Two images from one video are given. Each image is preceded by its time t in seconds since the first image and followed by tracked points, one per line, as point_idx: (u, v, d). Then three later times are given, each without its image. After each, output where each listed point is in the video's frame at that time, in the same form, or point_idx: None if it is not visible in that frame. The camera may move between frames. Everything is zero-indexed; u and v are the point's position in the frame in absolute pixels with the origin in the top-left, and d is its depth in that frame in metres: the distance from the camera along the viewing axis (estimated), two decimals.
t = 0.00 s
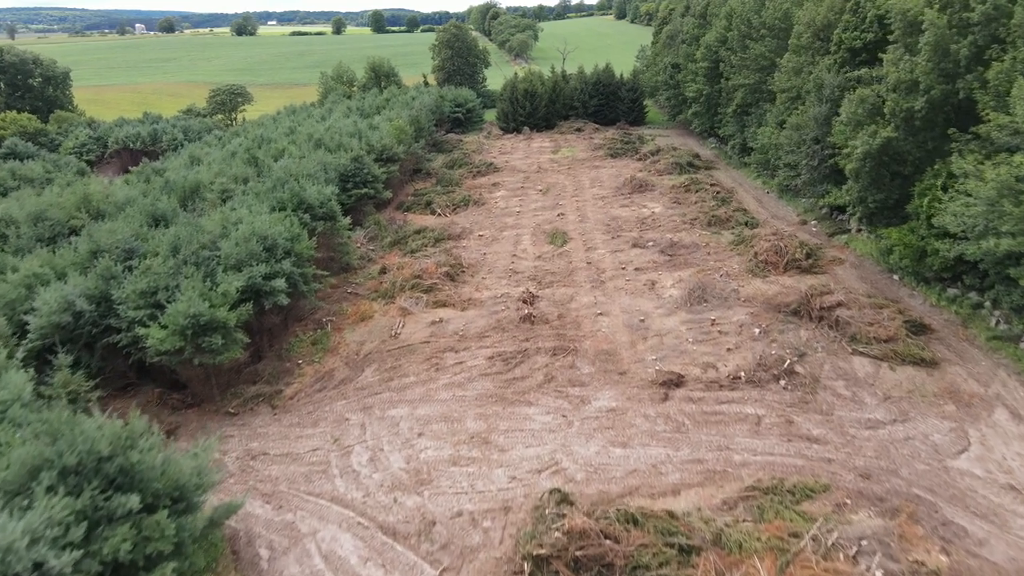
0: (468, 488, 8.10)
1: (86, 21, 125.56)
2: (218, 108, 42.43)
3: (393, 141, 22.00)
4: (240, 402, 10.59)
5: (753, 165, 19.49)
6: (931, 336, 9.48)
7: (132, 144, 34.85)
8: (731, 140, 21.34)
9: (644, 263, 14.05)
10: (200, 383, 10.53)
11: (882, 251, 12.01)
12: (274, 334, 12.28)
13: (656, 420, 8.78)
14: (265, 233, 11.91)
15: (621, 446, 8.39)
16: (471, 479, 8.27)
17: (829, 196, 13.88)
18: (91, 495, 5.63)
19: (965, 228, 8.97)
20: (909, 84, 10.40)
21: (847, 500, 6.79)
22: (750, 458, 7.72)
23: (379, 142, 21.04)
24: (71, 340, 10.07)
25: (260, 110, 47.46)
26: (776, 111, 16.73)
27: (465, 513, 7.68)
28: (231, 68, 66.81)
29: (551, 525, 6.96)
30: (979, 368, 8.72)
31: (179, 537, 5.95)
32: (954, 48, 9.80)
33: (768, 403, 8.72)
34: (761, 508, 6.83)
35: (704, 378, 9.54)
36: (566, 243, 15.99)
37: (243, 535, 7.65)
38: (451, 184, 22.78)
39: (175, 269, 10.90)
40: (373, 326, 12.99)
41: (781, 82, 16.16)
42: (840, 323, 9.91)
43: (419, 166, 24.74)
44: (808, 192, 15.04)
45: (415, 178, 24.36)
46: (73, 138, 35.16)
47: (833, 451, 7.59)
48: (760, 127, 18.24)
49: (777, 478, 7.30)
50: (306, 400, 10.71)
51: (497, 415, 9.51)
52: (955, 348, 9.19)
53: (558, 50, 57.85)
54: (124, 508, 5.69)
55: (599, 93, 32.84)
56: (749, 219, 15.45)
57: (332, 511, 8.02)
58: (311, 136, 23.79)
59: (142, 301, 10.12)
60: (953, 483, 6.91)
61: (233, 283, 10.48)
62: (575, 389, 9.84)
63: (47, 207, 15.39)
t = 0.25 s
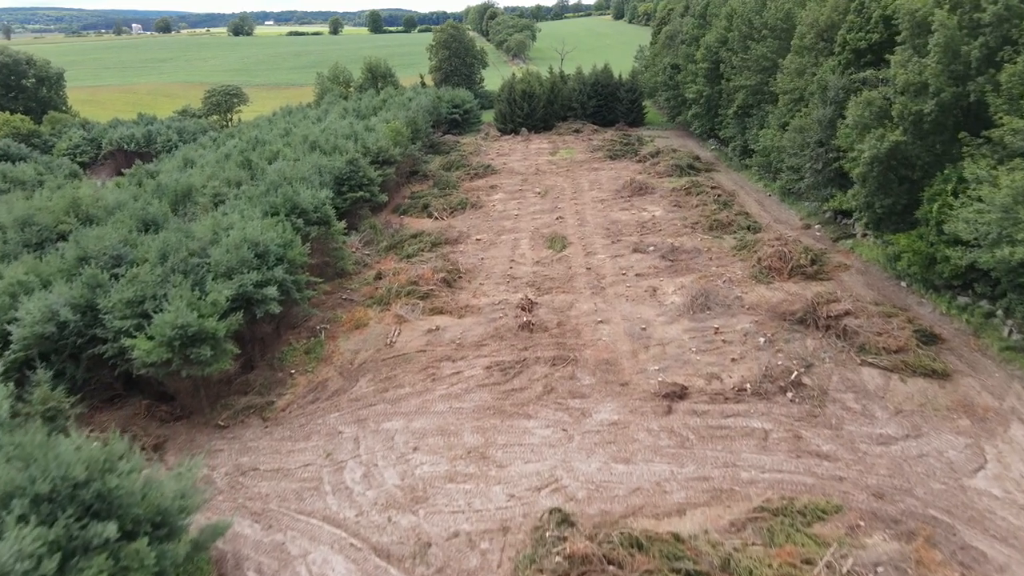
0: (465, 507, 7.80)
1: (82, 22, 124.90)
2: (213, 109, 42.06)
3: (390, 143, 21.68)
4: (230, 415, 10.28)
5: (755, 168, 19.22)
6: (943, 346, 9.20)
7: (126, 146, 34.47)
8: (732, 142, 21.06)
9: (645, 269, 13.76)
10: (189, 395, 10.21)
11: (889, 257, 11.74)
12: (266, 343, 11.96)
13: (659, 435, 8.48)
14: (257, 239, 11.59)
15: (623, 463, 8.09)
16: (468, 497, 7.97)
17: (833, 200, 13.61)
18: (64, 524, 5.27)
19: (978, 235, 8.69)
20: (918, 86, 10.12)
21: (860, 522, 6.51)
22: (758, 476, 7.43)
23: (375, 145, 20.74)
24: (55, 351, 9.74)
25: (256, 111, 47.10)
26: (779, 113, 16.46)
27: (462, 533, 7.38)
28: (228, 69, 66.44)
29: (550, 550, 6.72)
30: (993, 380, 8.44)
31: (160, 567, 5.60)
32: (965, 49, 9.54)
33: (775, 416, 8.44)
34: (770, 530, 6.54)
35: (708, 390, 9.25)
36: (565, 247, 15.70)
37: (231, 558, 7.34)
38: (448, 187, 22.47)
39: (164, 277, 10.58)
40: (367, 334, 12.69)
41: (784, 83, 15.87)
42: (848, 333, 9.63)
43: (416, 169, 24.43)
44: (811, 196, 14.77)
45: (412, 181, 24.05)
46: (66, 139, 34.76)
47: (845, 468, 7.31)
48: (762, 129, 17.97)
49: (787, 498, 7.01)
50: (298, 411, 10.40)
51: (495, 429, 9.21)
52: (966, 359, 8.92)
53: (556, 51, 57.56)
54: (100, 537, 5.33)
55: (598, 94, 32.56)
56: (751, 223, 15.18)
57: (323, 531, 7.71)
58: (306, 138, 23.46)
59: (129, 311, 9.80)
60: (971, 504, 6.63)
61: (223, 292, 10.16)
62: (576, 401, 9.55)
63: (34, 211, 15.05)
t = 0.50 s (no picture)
0: (461, 530, 7.45)
1: (77, 21, 124.14)
2: (207, 110, 41.62)
3: (384, 146, 21.30)
4: (217, 430, 9.91)
5: (756, 170, 18.92)
6: (956, 358, 8.90)
7: (118, 147, 34.02)
8: (733, 144, 20.76)
9: (646, 275, 13.43)
10: (174, 409, 9.83)
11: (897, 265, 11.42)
12: (256, 353, 11.59)
13: (663, 452, 8.15)
14: (246, 246, 11.22)
15: (626, 482, 7.75)
16: (464, 519, 7.62)
17: (838, 205, 13.29)
18: (29, 561, 4.87)
19: (993, 244, 8.38)
20: (928, 89, 9.82)
21: (877, 549, 6.19)
22: (767, 498, 7.10)
23: (370, 147, 20.38)
24: (34, 364, 9.36)
25: (251, 112, 46.66)
26: (781, 115, 16.17)
27: (458, 559, 7.04)
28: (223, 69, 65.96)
29: None
30: (1009, 395, 8.14)
31: None
32: (977, 50, 9.24)
33: (783, 433, 8.11)
34: (782, 559, 6.22)
35: (713, 404, 8.90)
36: (563, 253, 15.36)
37: None
38: (444, 190, 22.10)
39: (148, 287, 10.20)
40: (361, 344, 12.32)
41: (785, 85, 15.65)
42: (857, 344, 9.32)
43: (411, 171, 24.07)
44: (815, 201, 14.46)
45: (407, 183, 23.69)
46: (58, 141, 34.30)
47: (858, 490, 6.98)
48: (764, 131, 17.67)
49: (799, 522, 6.68)
50: (289, 426, 10.03)
51: (493, 445, 8.87)
52: (981, 372, 8.61)
53: (553, 51, 57.25)
54: None
55: (596, 95, 32.24)
56: (753, 228, 14.87)
57: (312, 557, 7.36)
58: (299, 141, 23.08)
59: (111, 322, 9.43)
60: (992, 529, 6.32)
61: (210, 303, 9.80)
62: (576, 416, 9.21)
63: (18, 217, 14.64)
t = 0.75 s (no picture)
0: (457, 552, 7.15)
1: (72, 21, 123.46)
2: (201, 111, 41.21)
3: (380, 148, 20.98)
4: (206, 444, 9.57)
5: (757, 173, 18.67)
6: (967, 370, 8.64)
7: (111, 148, 33.61)
8: (733, 146, 20.50)
9: (646, 281, 13.14)
10: (161, 423, 9.49)
11: (904, 271, 11.16)
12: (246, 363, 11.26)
13: (667, 469, 7.85)
14: (235, 254, 10.89)
15: (629, 501, 7.46)
16: (460, 540, 7.31)
17: (842, 209, 13.03)
18: None
19: (1007, 253, 8.11)
20: (938, 92, 9.55)
21: None
22: (777, 519, 6.81)
23: (365, 149, 20.06)
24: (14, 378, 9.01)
25: (245, 112, 46.26)
26: (782, 117, 15.91)
27: None
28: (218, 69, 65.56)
29: None
30: None
31: None
32: (989, 52, 8.98)
33: (791, 448, 7.82)
34: None
35: (718, 417, 8.61)
36: (561, 258, 15.06)
37: None
38: (440, 192, 21.79)
39: (134, 296, 9.86)
40: (354, 353, 12.01)
41: (787, 86, 15.45)
42: (866, 355, 9.05)
43: (407, 173, 23.76)
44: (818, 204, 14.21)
45: (403, 186, 23.37)
46: (50, 142, 33.87)
47: (871, 511, 6.70)
48: (765, 133, 17.41)
49: (810, 546, 6.40)
50: (279, 439, 9.72)
51: (490, 461, 8.57)
52: (994, 385, 8.36)
53: (550, 51, 56.98)
54: None
55: (594, 96, 31.96)
56: (755, 232, 14.61)
57: None
58: (293, 143, 22.74)
59: (95, 333, 9.09)
60: (1012, 554, 6.06)
61: (198, 313, 9.46)
62: (576, 429, 8.91)
63: (3, 221, 14.27)
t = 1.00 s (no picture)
0: None
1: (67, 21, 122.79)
2: (196, 112, 40.76)
3: (375, 150, 20.60)
4: (192, 461, 9.19)
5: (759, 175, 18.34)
6: (984, 384, 8.35)
7: (103, 150, 33.15)
8: (734, 148, 20.18)
9: (647, 288, 12.81)
10: (144, 440, 9.10)
11: (914, 279, 10.83)
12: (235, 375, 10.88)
13: (673, 490, 7.50)
14: (223, 262, 10.50)
15: (634, 524, 7.11)
16: (456, 567, 6.96)
17: (849, 214, 12.70)
18: None
19: None
20: (951, 94, 9.22)
21: None
22: (790, 546, 6.47)
23: (359, 152, 19.69)
24: None
25: (240, 113, 45.80)
26: (786, 119, 15.58)
27: None
28: (214, 69, 65.11)
29: None
30: None
31: None
32: (1004, 53, 8.66)
33: (803, 468, 7.48)
34: None
35: (725, 434, 8.26)
36: (560, 264, 14.71)
37: None
38: (436, 195, 21.42)
39: (116, 306, 9.47)
40: (347, 363, 11.64)
41: (791, 88, 15.15)
42: (878, 367, 8.74)
43: (403, 175, 23.38)
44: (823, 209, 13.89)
45: (399, 189, 23.00)
46: (41, 144, 33.41)
47: (889, 538, 6.38)
48: (767, 135, 17.09)
49: None
50: (268, 455, 9.35)
51: (488, 480, 8.22)
52: (1012, 400, 8.07)
53: (547, 51, 56.63)
54: None
55: (592, 97, 31.60)
56: (758, 237, 14.29)
57: None
58: (287, 145, 22.35)
59: (75, 347, 8.70)
60: None
61: (183, 325, 9.08)
62: (577, 446, 8.56)
63: None
